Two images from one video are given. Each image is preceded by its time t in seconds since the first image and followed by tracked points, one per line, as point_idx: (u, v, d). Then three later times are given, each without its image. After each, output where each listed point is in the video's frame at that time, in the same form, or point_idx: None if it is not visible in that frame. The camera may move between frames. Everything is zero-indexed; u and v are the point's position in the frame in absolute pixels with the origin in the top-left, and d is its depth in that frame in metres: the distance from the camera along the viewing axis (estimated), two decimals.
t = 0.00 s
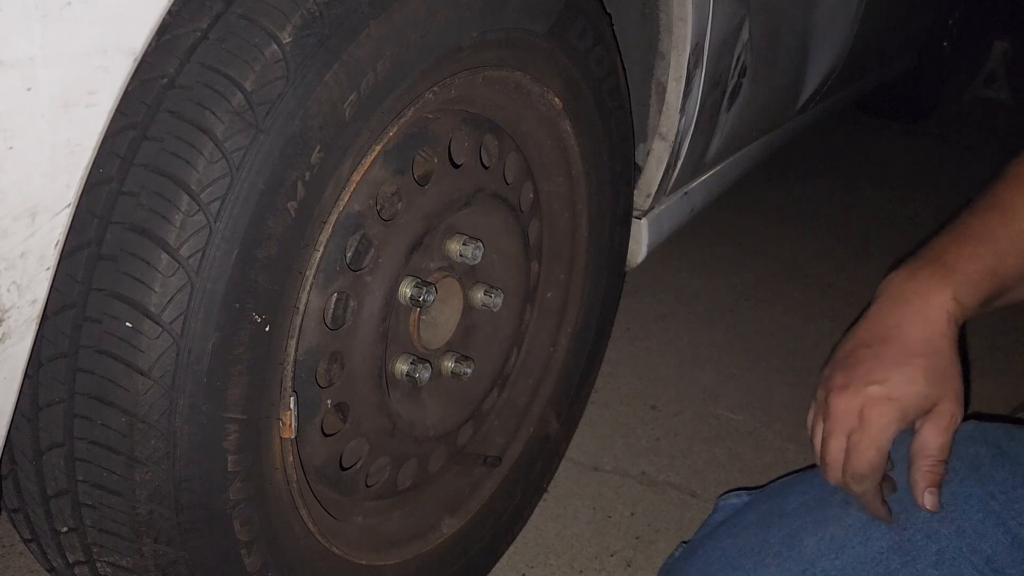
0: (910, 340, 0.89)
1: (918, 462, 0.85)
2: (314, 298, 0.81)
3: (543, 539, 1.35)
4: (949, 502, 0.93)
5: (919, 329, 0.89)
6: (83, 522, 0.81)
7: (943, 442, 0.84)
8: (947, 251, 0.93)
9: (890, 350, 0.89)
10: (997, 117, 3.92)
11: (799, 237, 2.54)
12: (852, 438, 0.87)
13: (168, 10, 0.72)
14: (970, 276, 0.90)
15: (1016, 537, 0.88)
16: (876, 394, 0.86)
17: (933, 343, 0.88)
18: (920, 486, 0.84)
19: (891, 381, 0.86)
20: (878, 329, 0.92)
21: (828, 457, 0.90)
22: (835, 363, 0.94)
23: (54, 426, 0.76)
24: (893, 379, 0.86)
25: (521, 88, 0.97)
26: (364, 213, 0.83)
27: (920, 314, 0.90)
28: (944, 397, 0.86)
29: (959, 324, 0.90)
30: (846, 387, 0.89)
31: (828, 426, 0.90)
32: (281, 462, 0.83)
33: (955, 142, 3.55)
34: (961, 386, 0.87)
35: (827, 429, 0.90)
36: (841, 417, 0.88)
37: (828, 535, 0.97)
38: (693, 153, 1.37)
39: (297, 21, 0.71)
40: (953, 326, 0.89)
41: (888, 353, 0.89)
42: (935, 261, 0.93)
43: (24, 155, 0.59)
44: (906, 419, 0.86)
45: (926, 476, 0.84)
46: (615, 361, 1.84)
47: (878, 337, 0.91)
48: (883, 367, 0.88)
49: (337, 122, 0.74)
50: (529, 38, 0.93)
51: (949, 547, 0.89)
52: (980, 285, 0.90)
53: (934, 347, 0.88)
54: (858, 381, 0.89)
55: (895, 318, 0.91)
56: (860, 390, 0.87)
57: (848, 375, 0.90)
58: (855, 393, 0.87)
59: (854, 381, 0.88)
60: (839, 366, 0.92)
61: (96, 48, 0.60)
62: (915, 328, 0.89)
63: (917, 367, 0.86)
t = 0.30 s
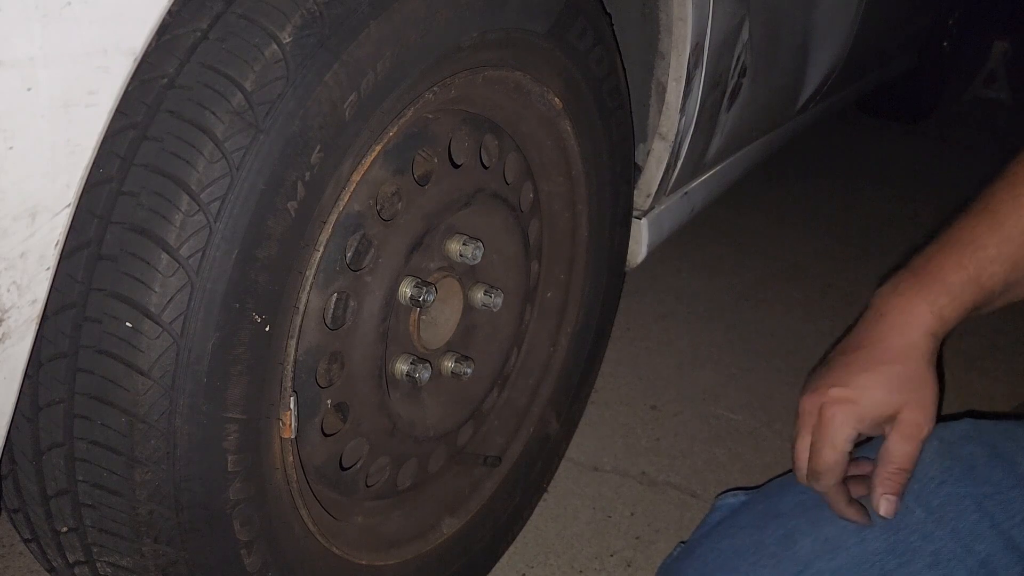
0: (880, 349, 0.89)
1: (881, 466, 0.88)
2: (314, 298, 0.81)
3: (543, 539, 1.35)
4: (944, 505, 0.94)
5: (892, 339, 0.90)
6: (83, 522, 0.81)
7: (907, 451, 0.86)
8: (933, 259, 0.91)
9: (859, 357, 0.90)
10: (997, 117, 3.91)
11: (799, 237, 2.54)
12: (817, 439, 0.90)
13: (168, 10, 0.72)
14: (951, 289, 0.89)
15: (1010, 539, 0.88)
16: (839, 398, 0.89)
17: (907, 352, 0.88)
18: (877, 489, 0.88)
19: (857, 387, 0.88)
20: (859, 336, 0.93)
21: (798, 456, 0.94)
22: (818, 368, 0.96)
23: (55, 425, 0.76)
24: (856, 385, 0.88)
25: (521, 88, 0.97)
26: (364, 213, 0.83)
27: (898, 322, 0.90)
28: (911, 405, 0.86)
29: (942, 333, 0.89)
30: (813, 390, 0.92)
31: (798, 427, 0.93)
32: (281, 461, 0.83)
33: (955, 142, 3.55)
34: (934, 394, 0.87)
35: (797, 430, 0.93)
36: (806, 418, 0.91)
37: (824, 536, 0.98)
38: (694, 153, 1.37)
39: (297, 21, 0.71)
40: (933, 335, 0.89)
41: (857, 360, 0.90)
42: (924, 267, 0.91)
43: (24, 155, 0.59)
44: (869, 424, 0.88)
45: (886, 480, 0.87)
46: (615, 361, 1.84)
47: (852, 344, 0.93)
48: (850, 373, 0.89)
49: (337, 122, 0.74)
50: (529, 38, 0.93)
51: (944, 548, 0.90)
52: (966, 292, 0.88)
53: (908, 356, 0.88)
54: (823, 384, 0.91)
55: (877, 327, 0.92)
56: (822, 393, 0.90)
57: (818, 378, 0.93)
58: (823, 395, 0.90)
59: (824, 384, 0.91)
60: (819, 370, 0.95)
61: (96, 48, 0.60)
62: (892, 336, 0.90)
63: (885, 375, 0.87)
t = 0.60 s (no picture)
0: (860, 368, 0.87)
1: (865, 484, 0.87)
2: (314, 298, 0.81)
3: (543, 539, 1.35)
4: (942, 517, 0.95)
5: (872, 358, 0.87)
6: (83, 521, 0.81)
7: (889, 470, 0.85)
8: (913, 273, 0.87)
9: (840, 375, 0.88)
10: (997, 117, 3.91)
11: (799, 237, 2.54)
12: (801, 457, 0.89)
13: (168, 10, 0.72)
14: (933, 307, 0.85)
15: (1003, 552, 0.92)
16: (822, 418, 0.87)
17: (892, 369, 0.85)
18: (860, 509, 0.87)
19: (839, 406, 0.86)
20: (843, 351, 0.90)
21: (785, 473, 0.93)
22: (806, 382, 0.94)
23: (55, 425, 0.76)
24: (837, 405, 0.86)
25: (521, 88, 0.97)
26: (364, 213, 0.83)
27: (882, 339, 0.87)
28: (894, 422, 0.85)
29: (930, 346, 0.86)
30: (797, 407, 0.90)
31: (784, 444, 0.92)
32: (281, 461, 0.83)
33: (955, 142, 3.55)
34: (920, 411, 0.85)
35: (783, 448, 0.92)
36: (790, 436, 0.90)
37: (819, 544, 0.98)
38: (694, 154, 1.36)
39: (297, 21, 0.71)
40: (919, 349, 0.86)
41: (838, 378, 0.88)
42: (905, 279, 0.88)
43: (24, 155, 0.59)
44: (853, 444, 0.86)
45: (871, 498, 0.87)
46: (615, 361, 1.84)
47: (835, 361, 0.90)
48: (831, 392, 0.87)
49: (337, 122, 0.74)
50: (529, 38, 0.93)
51: (942, 562, 0.92)
52: (957, 301, 0.85)
53: (891, 372, 0.85)
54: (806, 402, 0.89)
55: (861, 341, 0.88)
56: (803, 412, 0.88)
57: (802, 395, 0.91)
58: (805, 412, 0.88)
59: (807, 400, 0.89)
60: (804, 385, 0.92)
61: (96, 48, 0.60)
62: (874, 351, 0.87)
63: (867, 394, 0.85)
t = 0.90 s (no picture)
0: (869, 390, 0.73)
1: (877, 513, 0.76)
2: (314, 299, 0.81)
3: (543, 539, 1.35)
4: (944, 523, 0.94)
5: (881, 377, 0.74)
6: (83, 522, 0.81)
7: (904, 496, 0.74)
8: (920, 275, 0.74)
9: (849, 398, 0.74)
10: (997, 116, 3.91)
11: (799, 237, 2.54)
12: (808, 489, 0.77)
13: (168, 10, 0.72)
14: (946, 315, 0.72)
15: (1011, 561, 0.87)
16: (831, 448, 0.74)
17: (903, 392, 0.73)
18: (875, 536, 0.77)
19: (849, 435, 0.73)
20: (835, 371, 0.77)
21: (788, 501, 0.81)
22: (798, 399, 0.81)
23: (55, 425, 0.76)
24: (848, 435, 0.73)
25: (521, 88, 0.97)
26: (364, 213, 0.83)
27: (890, 354, 0.73)
28: (908, 449, 0.73)
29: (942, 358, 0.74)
30: (798, 434, 0.77)
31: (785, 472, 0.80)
32: (280, 461, 0.83)
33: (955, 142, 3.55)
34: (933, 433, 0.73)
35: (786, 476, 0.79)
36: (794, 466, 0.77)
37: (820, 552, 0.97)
38: (694, 154, 1.36)
39: (297, 21, 0.71)
40: (932, 364, 0.73)
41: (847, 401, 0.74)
42: (912, 279, 0.75)
43: (24, 156, 0.59)
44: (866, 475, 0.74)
45: (886, 525, 0.76)
46: (615, 362, 1.84)
47: (835, 380, 0.77)
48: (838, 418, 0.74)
49: (337, 122, 0.74)
50: (529, 38, 0.93)
51: (945, 569, 0.90)
52: (970, 311, 0.72)
53: (899, 398, 0.73)
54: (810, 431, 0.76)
55: (854, 363, 0.75)
56: (809, 442, 0.76)
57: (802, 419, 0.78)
58: (809, 443, 0.75)
59: (807, 429, 0.76)
60: (799, 406, 0.79)
61: (96, 48, 0.60)
62: (877, 373, 0.74)
63: (879, 423, 0.73)
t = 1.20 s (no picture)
0: None
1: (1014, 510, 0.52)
2: (314, 299, 0.81)
3: (543, 540, 1.35)
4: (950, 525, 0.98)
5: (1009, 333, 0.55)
6: (83, 522, 0.81)
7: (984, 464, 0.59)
8: None
9: None
10: (997, 116, 3.91)
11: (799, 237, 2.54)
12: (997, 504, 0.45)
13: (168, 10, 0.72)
14: None
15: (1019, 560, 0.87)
16: None
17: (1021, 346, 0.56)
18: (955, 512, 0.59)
19: None
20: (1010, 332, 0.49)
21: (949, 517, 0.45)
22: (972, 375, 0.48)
23: (55, 425, 0.76)
24: None
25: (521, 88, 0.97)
26: (364, 213, 0.83)
27: None
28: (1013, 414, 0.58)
29: None
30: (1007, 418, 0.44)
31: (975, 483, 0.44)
32: (281, 462, 0.83)
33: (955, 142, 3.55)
34: None
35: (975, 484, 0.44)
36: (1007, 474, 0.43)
37: (828, 551, 1.01)
38: (694, 154, 1.36)
39: (297, 21, 0.71)
40: None
41: None
42: None
43: (24, 156, 0.59)
44: None
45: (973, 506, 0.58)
46: (615, 362, 1.84)
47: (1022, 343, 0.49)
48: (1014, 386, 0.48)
49: (337, 122, 0.74)
50: (529, 38, 0.93)
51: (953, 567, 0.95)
52: None
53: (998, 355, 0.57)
54: None
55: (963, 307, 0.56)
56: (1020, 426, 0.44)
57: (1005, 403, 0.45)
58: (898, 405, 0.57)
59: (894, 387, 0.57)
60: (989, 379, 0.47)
61: (96, 48, 0.60)
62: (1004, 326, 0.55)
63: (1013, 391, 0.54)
